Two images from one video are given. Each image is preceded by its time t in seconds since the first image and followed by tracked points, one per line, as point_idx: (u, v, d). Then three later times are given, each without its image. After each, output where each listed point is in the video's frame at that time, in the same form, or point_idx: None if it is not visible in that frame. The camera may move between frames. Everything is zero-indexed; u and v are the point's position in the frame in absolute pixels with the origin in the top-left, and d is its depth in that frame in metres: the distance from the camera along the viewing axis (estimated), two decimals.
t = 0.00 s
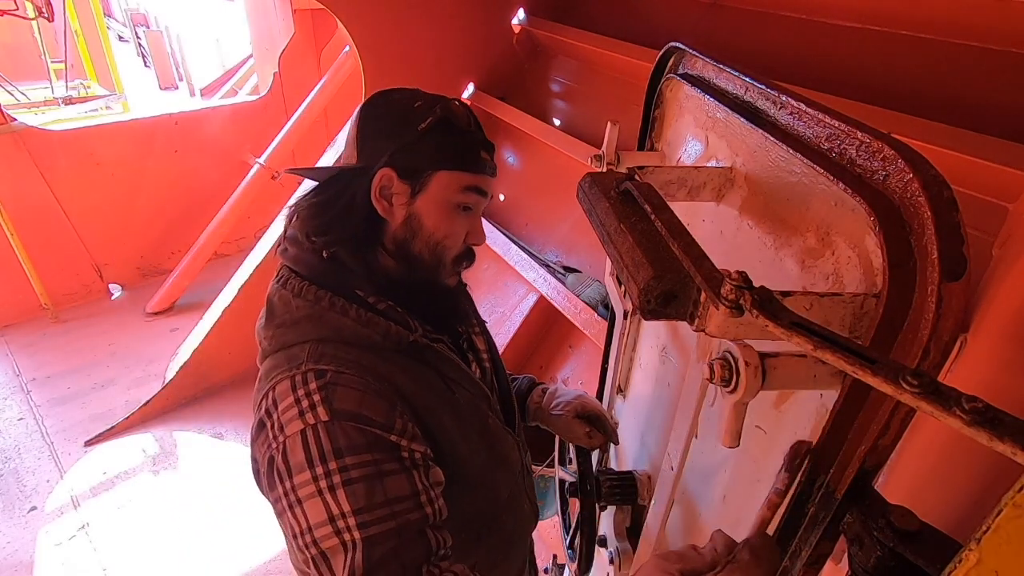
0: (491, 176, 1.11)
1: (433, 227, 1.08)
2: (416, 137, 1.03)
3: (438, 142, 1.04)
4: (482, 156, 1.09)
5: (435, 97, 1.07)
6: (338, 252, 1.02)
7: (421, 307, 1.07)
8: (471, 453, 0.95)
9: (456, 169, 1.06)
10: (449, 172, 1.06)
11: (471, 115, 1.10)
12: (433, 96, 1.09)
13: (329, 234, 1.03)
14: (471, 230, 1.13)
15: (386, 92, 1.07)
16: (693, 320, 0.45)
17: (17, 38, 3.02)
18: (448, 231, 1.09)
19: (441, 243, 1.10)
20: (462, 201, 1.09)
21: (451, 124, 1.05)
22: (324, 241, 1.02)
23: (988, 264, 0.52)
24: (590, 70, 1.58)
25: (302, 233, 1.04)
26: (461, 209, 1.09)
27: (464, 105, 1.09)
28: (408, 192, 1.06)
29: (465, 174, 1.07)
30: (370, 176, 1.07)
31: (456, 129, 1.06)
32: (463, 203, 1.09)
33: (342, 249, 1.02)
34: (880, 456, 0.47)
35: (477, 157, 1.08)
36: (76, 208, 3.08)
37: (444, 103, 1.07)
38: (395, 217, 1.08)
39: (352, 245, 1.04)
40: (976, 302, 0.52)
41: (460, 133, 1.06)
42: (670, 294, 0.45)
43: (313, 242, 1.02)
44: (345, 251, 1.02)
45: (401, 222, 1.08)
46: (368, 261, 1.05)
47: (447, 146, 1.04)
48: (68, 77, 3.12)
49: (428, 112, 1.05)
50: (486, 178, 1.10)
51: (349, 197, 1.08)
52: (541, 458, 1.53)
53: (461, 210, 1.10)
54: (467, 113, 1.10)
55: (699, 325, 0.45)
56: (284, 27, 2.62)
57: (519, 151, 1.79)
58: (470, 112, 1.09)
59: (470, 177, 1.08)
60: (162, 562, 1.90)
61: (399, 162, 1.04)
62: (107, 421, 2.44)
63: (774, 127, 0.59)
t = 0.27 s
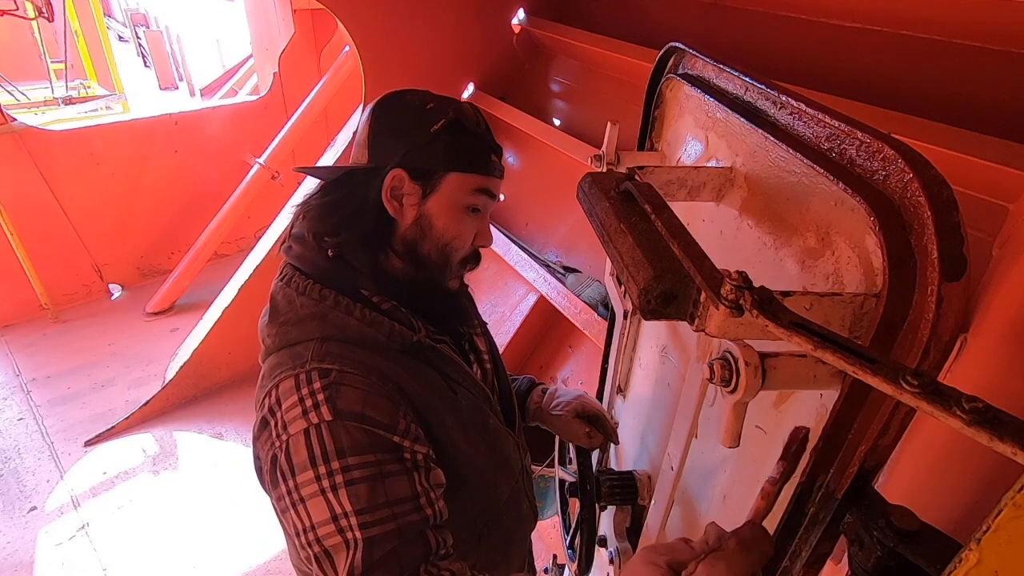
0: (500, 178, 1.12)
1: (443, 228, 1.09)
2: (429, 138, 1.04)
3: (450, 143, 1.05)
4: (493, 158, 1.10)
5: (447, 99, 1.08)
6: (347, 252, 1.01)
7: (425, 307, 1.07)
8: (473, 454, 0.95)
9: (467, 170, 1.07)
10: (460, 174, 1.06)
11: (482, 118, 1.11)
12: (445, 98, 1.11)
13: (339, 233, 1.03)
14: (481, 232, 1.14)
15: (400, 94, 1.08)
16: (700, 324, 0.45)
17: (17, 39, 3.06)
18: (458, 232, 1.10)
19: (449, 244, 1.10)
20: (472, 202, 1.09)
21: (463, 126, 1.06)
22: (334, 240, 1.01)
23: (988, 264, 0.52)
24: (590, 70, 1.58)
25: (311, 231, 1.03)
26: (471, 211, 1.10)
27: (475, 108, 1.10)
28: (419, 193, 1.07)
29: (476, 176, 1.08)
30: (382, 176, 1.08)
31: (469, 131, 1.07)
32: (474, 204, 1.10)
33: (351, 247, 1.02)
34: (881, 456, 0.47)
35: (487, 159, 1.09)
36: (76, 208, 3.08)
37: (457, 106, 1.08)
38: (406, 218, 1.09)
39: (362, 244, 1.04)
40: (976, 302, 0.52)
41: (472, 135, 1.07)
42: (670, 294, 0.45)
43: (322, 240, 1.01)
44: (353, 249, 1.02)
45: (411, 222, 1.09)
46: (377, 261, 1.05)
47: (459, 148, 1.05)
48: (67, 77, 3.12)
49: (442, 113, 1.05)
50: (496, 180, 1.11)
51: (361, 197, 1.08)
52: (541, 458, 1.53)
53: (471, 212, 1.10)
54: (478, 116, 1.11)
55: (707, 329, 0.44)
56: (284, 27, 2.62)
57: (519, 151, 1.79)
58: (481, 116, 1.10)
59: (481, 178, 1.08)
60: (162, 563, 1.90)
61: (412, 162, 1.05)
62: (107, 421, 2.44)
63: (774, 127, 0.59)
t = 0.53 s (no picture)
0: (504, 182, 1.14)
1: (448, 228, 1.10)
2: (438, 139, 1.05)
3: (459, 146, 1.06)
4: (498, 163, 1.12)
5: (456, 104, 1.10)
6: (352, 250, 1.01)
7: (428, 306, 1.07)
8: (475, 453, 0.95)
9: (474, 173, 1.08)
10: (467, 176, 1.08)
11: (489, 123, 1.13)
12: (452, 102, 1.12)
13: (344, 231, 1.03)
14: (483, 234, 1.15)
15: (409, 95, 1.09)
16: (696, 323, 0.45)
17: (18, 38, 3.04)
18: (462, 233, 1.12)
19: (454, 244, 1.12)
20: (476, 204, 1.11)
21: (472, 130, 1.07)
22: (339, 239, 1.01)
23: (988, 264, 0.52)
24: (590, 70, 1.58)
25: (315, 229, 1.02)
26: (474, 212, 1.12)
27: (482, 114, 1.12)
28: (426, 193, 1.08)
29: (482, 178, 1.09)
30: (389, 174, 1.08)
31: (476, 135, 1.08)
32: (477, 206, 1.11)
33: (356, 246, 1.02)
34: (881, 456, 0.47)
35: (493, 163, 1.10)
36: (76, 208, 3.08)
37: (465, 110, 1.09)
38: (411, 218, 1.09)
39: (367, 242, 1.04)
40: (976, 301, 0.52)
41: (479, 139, 1.08)
42: (670, 294, 0.45)
43: (328, 238, 1.01)
44: (357, 247, 1.02)
45: (417, 222, 1.09)
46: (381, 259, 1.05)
47: (467, 151, 1.07)
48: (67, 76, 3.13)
49: (451, 116, 1.07)
50: (500, 184, 1.13)
51: (366, 196, 1.07)
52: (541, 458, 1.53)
53: (475, 214, 1.12)
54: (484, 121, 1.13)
55: (703, 327, 0.44)
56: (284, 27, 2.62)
57: (519, 151, 1.79)
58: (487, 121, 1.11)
59: (486, 181, 1.10)
60: (162, 562, 1.90)
61: (420, 162, 1.06)
62: (107, 421, 2.44)
63: (774, 127, 0.59)
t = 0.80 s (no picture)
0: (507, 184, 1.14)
1: (450, 229, 1.10)
2: (440, 140, 1.05)
3: (461, 147, 1.06)
4: (502, 164, 1.12)
5: (460, 105, 1.10)
6: (354, 251, 1.02)
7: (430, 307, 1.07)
8: (477, 455, 0.95)
9: (476, 174, 1.08)
10: (469, 177, 1.08)
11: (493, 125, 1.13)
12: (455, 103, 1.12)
13: (346, 232, 1.03)
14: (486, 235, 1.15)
15: (413, 96, 1.09)
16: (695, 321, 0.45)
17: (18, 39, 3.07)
18: (464, 235, 1.11)
19: (455, 246, 1.11)
20: (478, 205, 1.11)
21: (474, 131, 1.07)
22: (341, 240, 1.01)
23: (988, 264, 0.52)
24: (590, 70, 1.58)
25: (317, 229, 1.03)
26: (477, 214, 1.11)
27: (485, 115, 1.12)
28: (428, 194, 1.08)
29: (484, 179, 1.09)
30: (391, 175, 1.08)
31: (479, 136, 1.08)
32: (480, 207, 1.11)
33: (358, 247, 1.02)
34: (880, 456, 0.47)
35: (496, 164, 1.10)
36: (76, 208, 3.08)
37: (469, 111, 1.09)
38: (413, 218, 1.09)
39: (368, 243, 1.04)
40: (976, 301, 0.52)
41: (482, 140, 1.08)
42: (670, 294, 0.45)
43: (330, 238, 1.01)
44: (359, 248, 1.02)
45: (418, 223, 1.09)
46: (382, 259, 1.05)
47: (469, 151, 1.07)
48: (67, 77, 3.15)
49: (454, 118, 1.07)
50: (503, 186, 1.13)
51: (369, 197, 1.08)
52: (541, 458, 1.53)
53: (477, 215, 1.12)
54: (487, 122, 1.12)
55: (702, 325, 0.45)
56: (284, 27, 2.62)
57: (519, 151, 1.79)
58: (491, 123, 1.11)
59: (489, 182, 1.10)
60: (162, 562, 1.89)
61: (422, 163, 1.06)
62: (107, 421, 2.44)
63: (774, 127, 0.59)
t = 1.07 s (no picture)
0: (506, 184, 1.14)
1: (450, 231, 1.10)
2: (440, 142, 1.05)
3: (462, 148, 1.06)
4: (501, 165, 1.12)
5: (459, 106, 1.10)
6: (354, 253, 1.02)
7: (430, 308, 1.07)
8: (476, 457, 0.95)
9: (476, 176, 1.08)
10: (469, 178, 1.08)
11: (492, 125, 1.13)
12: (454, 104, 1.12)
13: (346, 233, 1.03)
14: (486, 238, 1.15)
15: (412, 97, 1.09)
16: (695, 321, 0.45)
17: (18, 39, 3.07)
18: (465, 237, 1.11)
19: (456, 248, 1.12)
20: (479, 207, 1.11)
21: (473, 132, 1.07)
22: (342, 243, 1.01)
23: (989, 264, 0.52)
24: (590, 70, 1.58)
25: (317, 230, 1.03)
26: (477, 215, 1.12)
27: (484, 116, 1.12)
28: (428, 195, 1.08)
29: (484, 181, 1.09)
30: (391, 176, 1.08)
31: (479, 137, 1.08)
32: (480, 209, 1.11)
33: (358, 249, 1.02)
34: (880, 456, 0.47)
35: (496, 166, 1.10)
36: (76, 208, 3.08)
37: (468, 112, 1.09)
38: (414, 220, 1.09)
39: (368, 244, 1.04)
40: (976, 301, 0.52)
41: (482, 142, 1.08)
42: (670, 294, 0.45)
43: (330, 240, 1.01)
44: (360, 251, 1.02)
45: (419, 225, 1.09)
46: (382, 261, 1.05)
47: (470, 153, 1.07)
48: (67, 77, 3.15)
49: (454, 119, 1.07)
50: (503, 187, 1.13)
51: (369, 199, 1.07)
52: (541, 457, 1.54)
53: (477, 216, 1.12)
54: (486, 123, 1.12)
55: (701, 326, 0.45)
56: (284, 27, 2.63)
57: (519, 151, 1.79)
58: (491, 123, 1.11)
59: (489, 184, 1.10)
60: (162, 562, 1.89)
61: (423, 165, 1.06)
62: (107, 420, 2.44)
63: (774, 127, 0.59)
